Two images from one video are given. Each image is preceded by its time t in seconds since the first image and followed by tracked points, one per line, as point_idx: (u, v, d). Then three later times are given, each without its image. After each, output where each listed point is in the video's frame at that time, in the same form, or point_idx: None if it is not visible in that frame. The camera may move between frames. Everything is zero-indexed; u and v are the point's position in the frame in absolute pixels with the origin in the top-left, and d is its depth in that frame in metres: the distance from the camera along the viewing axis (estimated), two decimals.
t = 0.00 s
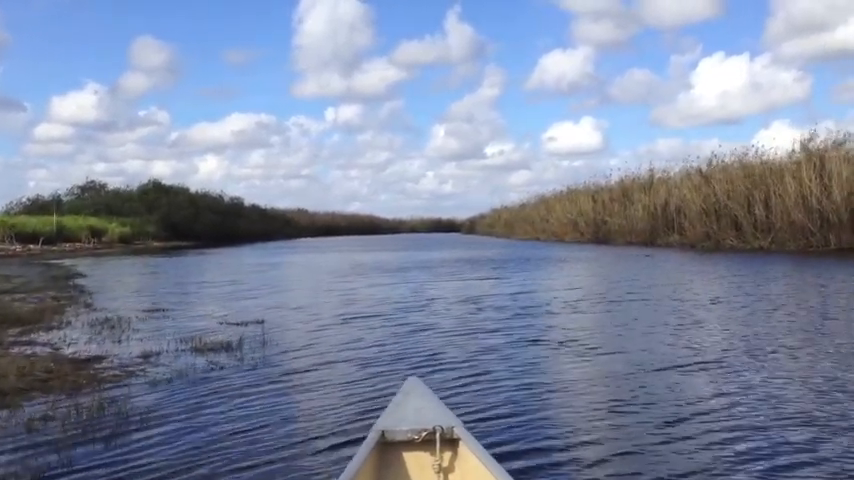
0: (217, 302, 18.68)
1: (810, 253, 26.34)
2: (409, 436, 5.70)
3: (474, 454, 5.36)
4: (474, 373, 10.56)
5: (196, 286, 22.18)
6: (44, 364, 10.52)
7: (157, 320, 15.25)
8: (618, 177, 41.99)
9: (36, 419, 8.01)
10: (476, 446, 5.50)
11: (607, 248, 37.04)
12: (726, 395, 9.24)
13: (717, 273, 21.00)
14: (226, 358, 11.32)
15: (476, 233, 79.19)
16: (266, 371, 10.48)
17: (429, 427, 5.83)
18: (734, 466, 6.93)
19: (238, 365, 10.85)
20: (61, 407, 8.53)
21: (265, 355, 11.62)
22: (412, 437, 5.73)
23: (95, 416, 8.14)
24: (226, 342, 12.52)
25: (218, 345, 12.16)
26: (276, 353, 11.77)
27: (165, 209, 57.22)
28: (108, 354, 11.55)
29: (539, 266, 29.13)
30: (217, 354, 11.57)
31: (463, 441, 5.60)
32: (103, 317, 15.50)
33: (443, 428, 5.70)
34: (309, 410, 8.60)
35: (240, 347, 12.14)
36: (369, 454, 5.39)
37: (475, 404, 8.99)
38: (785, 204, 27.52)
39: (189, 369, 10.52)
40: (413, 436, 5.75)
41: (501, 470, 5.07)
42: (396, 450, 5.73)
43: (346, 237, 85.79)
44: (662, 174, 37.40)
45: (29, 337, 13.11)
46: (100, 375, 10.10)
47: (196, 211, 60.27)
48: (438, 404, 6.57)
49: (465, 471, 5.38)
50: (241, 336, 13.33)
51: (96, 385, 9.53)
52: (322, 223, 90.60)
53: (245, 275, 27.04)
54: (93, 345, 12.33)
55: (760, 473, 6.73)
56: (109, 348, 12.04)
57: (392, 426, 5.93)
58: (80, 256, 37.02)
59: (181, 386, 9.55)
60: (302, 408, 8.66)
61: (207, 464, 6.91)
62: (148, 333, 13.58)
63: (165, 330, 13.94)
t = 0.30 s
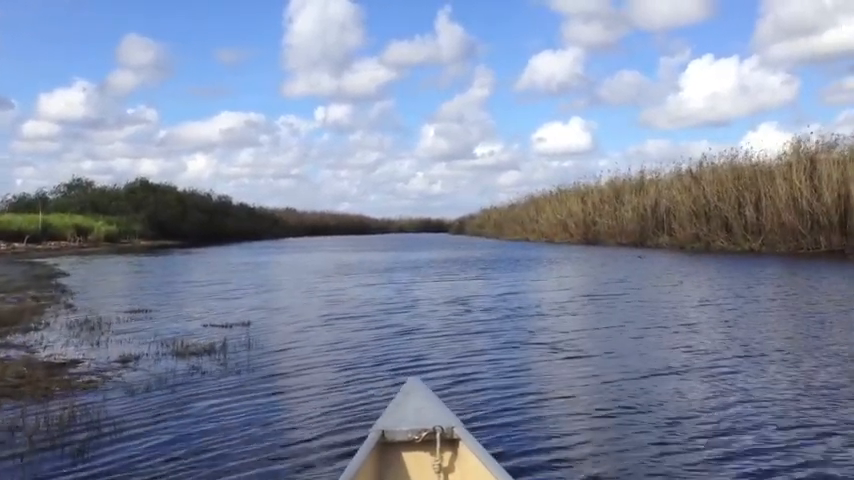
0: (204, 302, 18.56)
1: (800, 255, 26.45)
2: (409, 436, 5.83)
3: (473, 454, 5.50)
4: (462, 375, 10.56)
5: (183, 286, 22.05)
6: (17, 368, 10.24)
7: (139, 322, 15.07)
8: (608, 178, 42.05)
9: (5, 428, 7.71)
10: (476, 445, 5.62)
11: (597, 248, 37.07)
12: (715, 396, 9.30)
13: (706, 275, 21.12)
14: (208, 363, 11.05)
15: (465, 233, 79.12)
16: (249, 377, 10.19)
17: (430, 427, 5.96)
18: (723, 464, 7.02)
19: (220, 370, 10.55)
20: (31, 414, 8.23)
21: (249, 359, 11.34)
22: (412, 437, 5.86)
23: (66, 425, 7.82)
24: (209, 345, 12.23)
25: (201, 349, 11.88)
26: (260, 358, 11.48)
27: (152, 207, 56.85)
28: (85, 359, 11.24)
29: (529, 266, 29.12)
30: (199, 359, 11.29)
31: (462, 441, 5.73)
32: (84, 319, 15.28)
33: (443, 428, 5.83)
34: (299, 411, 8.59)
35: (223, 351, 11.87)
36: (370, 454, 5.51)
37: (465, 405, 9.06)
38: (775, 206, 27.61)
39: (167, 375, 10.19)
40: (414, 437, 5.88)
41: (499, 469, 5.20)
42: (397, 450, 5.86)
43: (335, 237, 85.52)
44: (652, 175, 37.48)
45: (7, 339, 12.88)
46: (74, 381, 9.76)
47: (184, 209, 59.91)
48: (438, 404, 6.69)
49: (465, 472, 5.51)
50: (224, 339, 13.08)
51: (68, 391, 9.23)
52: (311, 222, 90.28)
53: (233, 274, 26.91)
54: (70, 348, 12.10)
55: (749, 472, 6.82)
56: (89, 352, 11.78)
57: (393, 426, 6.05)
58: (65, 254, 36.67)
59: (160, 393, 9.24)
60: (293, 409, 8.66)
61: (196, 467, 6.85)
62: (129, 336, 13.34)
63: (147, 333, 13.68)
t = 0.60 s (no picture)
0: (191, 303, 18.42)
1: (790, 255, 26.60)
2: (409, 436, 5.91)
3: (471, 454, 5.58)
4: (452, 376, 10.53)
5: (170, 287, 21.91)
6: None
7: (122, 324, 14.88)
8: (598, 178, 42.13)
9: None
10: (475, 444, 5.71)
11: (587, 249, 37.14)
12: (704, 396, 9.35)
13: (696, 275, 21.21)
14: (189, 368, 10.66)
15: (455, 233, 79.04)
16: (230, 384, 9.79)
17: (430, 427, 6.04)
18: (714, 463, 7.07)
19: (200, 376, 10.12)
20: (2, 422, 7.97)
21: (231, 365, 10.95)
22: (411, 437, 5.95)
23: (36, 436, 7.46)
24: (191, 349, 11.83)
25: (182, 354, 11.49)
26: (243, 364, 11.08)
27: (140, 207, 56.49)
28: (60, 364, 10.87)
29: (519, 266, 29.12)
30: (180, 364, 10.91)
31: (462, 441, 5.82)
32: (64, 321, 15.05)
33: (443, 428, 5.91)
34: (290, 412, 8.55)
35: (206, 356, 11.47)
36: (371, 453, 5.59)
37: (456, 404, 9.09)
38: (766, 206, 27.71)
39: (144, 382, 9.77)
40: (413, 436, 5.96)
41: (494, 465, 5.29)
42: (397, 450, 5.95)
43: (324, 236, 85.25)
44: (642, 175, 37.58)
45: None
46: (46, 389, 9.36)
47: (172, 209, 59.56)
48: (439, 403, 6.77)
49: (464, 471, 5.60)
50: (207, 343, 12.68)
51: (41, 397, 8.96)
52: (300, 222, 90.00)
53: (221, 274, 26.78)
54: (49, 351, 11.88)
55: (740, 470, 6.88)
56: (67, 356, 11.47)
57: (393, 425, 6.14)
58: (50, 254, 36.34)
59: (136, 402, 8.85)
60: (284, 410, 8.63)
61: (186, 471, 6.78)
62: (109, 339, 13.02)
63: (128, 337, 13.34)
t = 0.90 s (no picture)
0: (178, 306, 18.22)
1: (780, 254, 26.67)
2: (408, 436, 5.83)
3: (470, 454, 5.50)
4: (443, 378, 10.41)
5: (156, 288, 21.69)
6: None
7: (104, 327, 14.63)
8: (587, 177, 42.16)
9: None
10: (474, 445, 5.62)
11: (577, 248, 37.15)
12: (698, 396, 9.31)
13: (687, 274, 21.22)
14: (171, 374, 10.37)
15: (444, 233, 78.96)
16: (211, 392, 9.45)
17: (429, 427, 5.95)
18: (712, 464, 7.02)
19: (181, 383, 9.80)
20: None
21: (215, 371, 10.64)
22: (410, 437, 5.86)
23: (4, 453, 7.15)
24: (173, 355, 11.51)
25: (163, 360, 11.17)
26: (226, 370, 10.76)
27: (126, 207, 56.09)
28: (36, 372, 10.54)
29: (509, 266, 29.05)
30: (161, 371, 10.59)
31: (462, 440, 5.74)
32: (44, 325, 14.77)
33: (442, 428, 5.83)
34: (281, 418, 8.40)
35: (188, 362, 11.15)
36: (370, 453, 5.51)
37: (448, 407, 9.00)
38: (756, 205, 27.78)
39: (120, 391, 9.43)
40: (413, 436, 5.88)
41: (494, 465, 5.20)
42: (396, 450, 5.86)
43: (313, 236, 85.01)
44: (631, 174, 37.63)
45: None
46: (18, 399, 9.02)
47: (159, 209, 59.19)
48: (439, 403, 6.68)
49: (464, 471, 5.52)
50: (190, 347, 12.38)
51: (12, 408, 8.67)
52: (288, 222, 89.71)
53: (208, 275, 26.55)
54: (26, 357, 11.61)
55: (737, 472, 6.82)
56: (44, 363, 11.19)
57: (392, 426, 6.05)
58: (35, 255, 35.96)
59: (111, 414, 8.51)
60: (274, 414, 8.50)
61: (174, 479, 6.64)
62: (90, 344, 12.74)
63: (110, 342, 13.04)
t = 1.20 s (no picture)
0: (164, 310, 17.97)
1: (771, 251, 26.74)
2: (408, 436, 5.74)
3: (471, 454, 5.41)
4: (434, 381, 10.27)
5: (143, 291, 21.48)
6: None
7: (86, 333, 14.39)
8: (577, 176, 42.19)
9: None
10: (474, 445, 5.54)
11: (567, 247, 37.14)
12: (691, 396, 9.25)
13: (678, 272, 21.24)
14: (153, 381, 10.15)
15: (434, 232, 78.95)
16: (191, 403, 9.12)
17: (430, 427, 5.86)
18: (710, 465, 6.94)
19: (161, 393, 9.47)
20: None
21: (197, 379, 10.31)
22: (411, 437, 5.78)
23: None
24: (154, 362, 11.18)
25: (144, 368, 10.84)
26: (209, 378, 10.44)
27: (114, 209, 55.69)
28: (9, 382, 10.19)
29: (499, 265, 28.99)
30: (140, 379, 10.26)
31: (462, 441, 5.65)
32: (24, 331, 14.50)
33: (442, 428, 5.74)
34: (270, 424, 8.24)
35: (169, 370, 10.82)
36: (370, 454, 5.42)
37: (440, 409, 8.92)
38: (746, 202, 27.84)
39: (96, 402, 9.08)
40: (413, 437, 5.79)
41: (495, 466, 5.12)
42: (396, 451, 5.77)
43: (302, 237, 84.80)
44: (621, 172, 37.68)
45: None
46: None
47: (147, 210, 58.84)
48: (440, 403, 6.59)
49: (464, 472, 5.43)
50: (172, 353, 12.07)
51: None
52: (278, 222, 89.43)
53: (196, 277, 26.35)
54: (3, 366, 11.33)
55: (735, 472, 6.76)
56: (20, 372, 10.92)
57: (392, 426, 5.96)
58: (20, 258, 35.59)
59: (84, 427, 8.17)
60: (265, 420, 8.39)
61: None
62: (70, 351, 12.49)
63: (90, 349, 12.72)
